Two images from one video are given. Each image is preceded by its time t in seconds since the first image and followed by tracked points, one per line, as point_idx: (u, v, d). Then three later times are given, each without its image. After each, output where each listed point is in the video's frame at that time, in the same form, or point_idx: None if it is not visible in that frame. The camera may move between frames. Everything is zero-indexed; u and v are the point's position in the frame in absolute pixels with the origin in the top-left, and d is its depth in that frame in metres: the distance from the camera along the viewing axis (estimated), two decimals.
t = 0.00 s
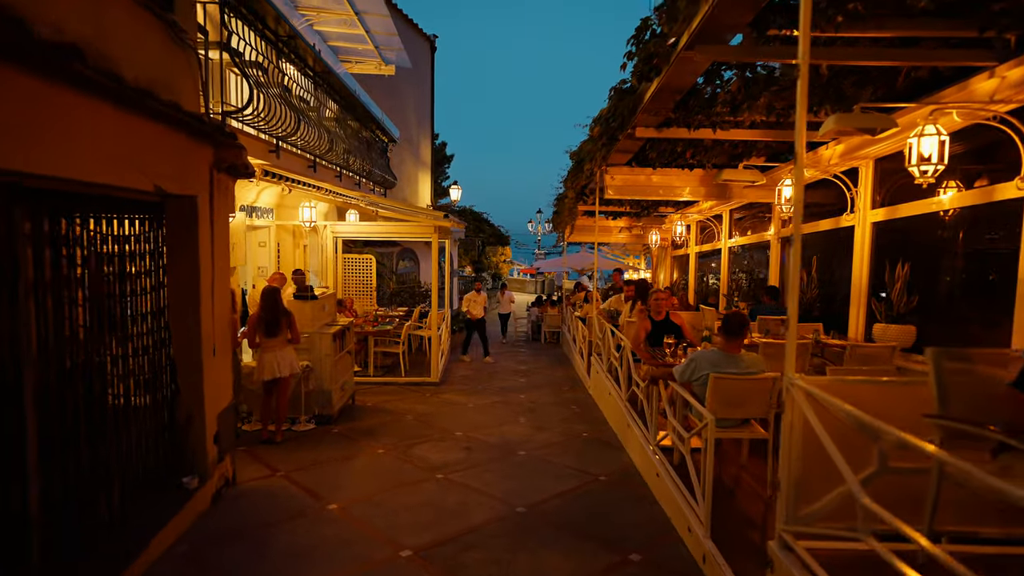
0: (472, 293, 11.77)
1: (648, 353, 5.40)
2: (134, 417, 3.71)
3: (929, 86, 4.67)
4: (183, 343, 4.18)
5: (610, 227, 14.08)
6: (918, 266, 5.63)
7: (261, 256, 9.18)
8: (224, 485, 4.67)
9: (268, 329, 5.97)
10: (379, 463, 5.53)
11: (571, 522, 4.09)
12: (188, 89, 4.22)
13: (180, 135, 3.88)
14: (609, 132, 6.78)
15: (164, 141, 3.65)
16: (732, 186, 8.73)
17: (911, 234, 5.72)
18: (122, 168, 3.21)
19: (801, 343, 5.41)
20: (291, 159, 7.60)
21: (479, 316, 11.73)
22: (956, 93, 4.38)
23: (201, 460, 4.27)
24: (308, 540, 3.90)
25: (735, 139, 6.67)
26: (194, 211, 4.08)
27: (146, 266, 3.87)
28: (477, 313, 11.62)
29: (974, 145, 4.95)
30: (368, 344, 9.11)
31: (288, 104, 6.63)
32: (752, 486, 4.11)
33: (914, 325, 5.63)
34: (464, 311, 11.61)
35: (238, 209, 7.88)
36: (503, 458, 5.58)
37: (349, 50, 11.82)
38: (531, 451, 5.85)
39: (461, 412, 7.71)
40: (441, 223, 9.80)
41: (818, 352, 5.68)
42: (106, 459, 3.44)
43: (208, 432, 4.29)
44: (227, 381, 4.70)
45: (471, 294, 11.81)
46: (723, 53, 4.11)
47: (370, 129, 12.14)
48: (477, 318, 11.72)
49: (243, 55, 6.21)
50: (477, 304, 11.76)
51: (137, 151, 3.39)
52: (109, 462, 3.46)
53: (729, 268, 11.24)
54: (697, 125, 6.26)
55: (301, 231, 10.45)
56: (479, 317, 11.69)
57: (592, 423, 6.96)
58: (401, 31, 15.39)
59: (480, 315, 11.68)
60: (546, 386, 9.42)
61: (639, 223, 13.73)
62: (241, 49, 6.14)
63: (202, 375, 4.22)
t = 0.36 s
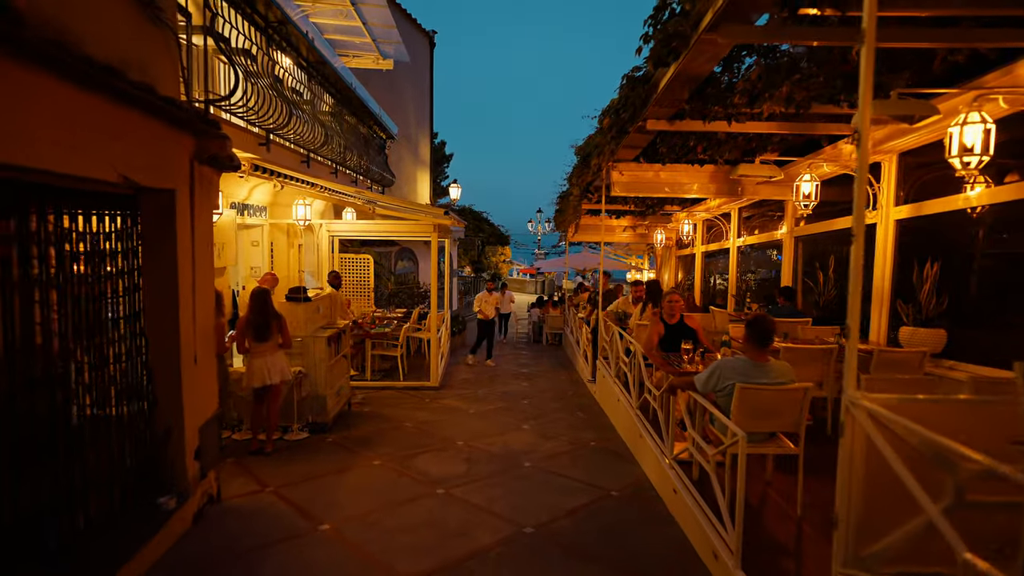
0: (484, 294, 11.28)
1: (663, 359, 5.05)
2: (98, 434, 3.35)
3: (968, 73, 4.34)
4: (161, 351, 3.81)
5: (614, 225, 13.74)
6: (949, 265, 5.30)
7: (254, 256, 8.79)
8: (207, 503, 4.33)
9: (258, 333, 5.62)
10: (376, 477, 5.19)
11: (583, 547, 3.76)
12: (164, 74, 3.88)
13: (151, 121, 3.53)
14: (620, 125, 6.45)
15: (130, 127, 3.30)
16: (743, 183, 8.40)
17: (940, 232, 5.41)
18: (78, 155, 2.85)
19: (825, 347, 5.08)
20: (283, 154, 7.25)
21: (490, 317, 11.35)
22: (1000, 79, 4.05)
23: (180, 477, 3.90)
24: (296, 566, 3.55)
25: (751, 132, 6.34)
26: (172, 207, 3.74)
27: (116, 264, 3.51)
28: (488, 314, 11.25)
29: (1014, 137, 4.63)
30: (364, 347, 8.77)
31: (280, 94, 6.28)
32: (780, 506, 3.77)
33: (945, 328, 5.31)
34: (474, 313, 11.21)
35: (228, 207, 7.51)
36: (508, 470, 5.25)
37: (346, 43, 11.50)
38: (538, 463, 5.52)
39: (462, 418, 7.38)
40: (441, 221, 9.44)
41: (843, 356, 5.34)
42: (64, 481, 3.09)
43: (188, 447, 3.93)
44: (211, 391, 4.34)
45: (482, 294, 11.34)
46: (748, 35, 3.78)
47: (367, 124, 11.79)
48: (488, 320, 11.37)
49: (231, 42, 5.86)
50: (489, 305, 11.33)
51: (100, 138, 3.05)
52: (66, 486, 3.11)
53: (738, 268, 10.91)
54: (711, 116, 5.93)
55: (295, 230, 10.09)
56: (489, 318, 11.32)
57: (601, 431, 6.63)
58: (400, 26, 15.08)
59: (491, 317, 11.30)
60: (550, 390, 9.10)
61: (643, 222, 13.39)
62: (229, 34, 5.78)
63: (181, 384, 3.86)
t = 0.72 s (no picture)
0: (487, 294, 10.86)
1: (675, 363, 4.72)
2: (49, 447, 3.02)
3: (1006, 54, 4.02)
4: (126, 354, 3.44)
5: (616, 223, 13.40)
6: (980, 262, 4.92)
7: (243, 253, 8.47)
8: (182, 520, 3.98)
9: (242, 334, 5.27)
10: (367, 489, 4.85)
11: (590, 570, 3.43)
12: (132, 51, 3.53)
13: (119, 99, 3.19)
14: (628, 114, 6.12)
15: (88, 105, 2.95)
16: (753, 178, 8.08)
17: (966, 228, 5.07)
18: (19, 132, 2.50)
19: (848, 350, 4.75)
20: (272, 145, 6.90)
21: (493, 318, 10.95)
22: None
23: (150, 493, 3.54)
24: None
25: (765, 122, 6.02)
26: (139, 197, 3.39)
27: (71, 257, 3.18)
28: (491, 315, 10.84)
29: None
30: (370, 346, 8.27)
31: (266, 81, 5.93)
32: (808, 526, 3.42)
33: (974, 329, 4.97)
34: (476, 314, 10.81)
35: (214, 201, 7.18)
36: (508, 482, 4.92)
37: (341, 35, 11.16)
38: (540, 473, 5.18)
39: (460, 423, 7.05)
40: (438, 218, 9.10)
41: (865, 359, 5.01)
42: (10, 502, 2.78)
43: (158, 459, 3.57)
44: (186, 398, 3.99)
45: (485, 293, 10.91)
46: (772, 9, 3.46)
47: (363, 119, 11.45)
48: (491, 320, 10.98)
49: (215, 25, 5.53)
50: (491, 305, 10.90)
51: (52, 116, 2.71)
52: (11, 508, 2.79)
53: (745, 266, 10.58)
54: (723, 104, 5.61)
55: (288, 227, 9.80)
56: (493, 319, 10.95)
57: (605, 438, 6.29)
58: (397, 19, 14.74)
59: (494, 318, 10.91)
60: (552, 394, 8.76)
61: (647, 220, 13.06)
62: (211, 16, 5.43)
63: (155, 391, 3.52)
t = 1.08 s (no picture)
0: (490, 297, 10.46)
1: (691, 371, 4.39)
2: (5, 476, 2.66)
3: None
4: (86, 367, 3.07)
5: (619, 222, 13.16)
6: (1017, 262, 4.57)
7: (233, 253, 8.12)
8: (155, 546, 3.63)
9: (226, 339, 4.92)
10: (360, 507, 4.52)
11: None
12: (99, 29, 3.18)
13: (78, 79, 2.82)
14: (638, 105, 5.79)
15: (44, 86, 2.60)
16: (765, 174, 7.77)
17: (999, 225, 4.73)
18: None
19: (876, 357, 4.43)
20: (262, 139, 6.56)
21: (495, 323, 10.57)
22: None
23: (115, 523, 3.17)
24: None
25: (782, 114, 5.70)
26: (102, 190, 3.04)
27: (23, 260, 2.83)
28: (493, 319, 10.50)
29: None
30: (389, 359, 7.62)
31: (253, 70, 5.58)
32: (844, 555, 3.08)
33: (1008, 334, 4.66)
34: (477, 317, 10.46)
35: (201, 199, 6.82)
36: (512, 499, 4.59)
37: (337, 28, 10.83)
38: (546, 489, 4.85)
39: (459, 431, 6.73)
40: (437, 217, 8.77)
41: (894, 366, 4.70)
42: None
43: (125, 483, 3.21)
44: (160, 413, 3.64)
45: (487, 297, 10.54)
46: None
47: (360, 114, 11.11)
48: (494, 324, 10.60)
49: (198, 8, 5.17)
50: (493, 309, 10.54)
51: None
52: None
53: (754, 266, 10.26)
54: (740, 94, 5.29)
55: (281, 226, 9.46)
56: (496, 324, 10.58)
57: (613, 448, 5.96)
58: (395, 14, 14.42)
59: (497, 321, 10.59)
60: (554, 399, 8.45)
61: (651, 218, 12.74)
62: None
63: (121, 407, 3.16)
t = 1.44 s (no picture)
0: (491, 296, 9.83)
1: (713, 378, 4.07)
2: None
3: None
4: (42, 377, 2.73)
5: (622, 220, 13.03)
6: None
7: (224, 251, 7.84)
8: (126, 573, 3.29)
9: (210, 344, 4.57)
10: (353, 523, 4.19)
11: None
12: None
13: (31, 51, 2.48)
14: (650, 93, 5.46)
15: None
16: (779, 169, 7.46)
17: None
18: None
19: (912, 362, 4.11)
20: (253, 131, 6.21)
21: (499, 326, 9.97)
22: None
23: (76, 552, 2.82)
24: None
25: (802, 103, 5.39)
26: (62, 177, 2.70)
27: None
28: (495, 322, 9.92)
29: None
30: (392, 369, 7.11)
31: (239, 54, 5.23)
32: None
33: None
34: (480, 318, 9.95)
35: (188, 194, 6.51)
36: (517, 516, 4.27)
37: (334, 19, 10.50)
38: (554, 504, 4.53)
39: (460, 439, 6.41)
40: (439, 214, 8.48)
41: (926, 372, 4.40)
42: None
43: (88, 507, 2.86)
44: (131, 426, 3.29)
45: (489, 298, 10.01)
46: None
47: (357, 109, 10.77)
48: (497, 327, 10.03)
49: None
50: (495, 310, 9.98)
51: None
52: None
53: (764, 265, 9.96)
54: (759, 82, 4.99)
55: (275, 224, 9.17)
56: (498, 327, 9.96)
57: (624, 457, 5.64)
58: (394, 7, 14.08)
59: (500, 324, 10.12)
60: (558, 404, 8.13)
61: (657, 216, 12.45)
62: None
63: (83, 424, 2.82)
